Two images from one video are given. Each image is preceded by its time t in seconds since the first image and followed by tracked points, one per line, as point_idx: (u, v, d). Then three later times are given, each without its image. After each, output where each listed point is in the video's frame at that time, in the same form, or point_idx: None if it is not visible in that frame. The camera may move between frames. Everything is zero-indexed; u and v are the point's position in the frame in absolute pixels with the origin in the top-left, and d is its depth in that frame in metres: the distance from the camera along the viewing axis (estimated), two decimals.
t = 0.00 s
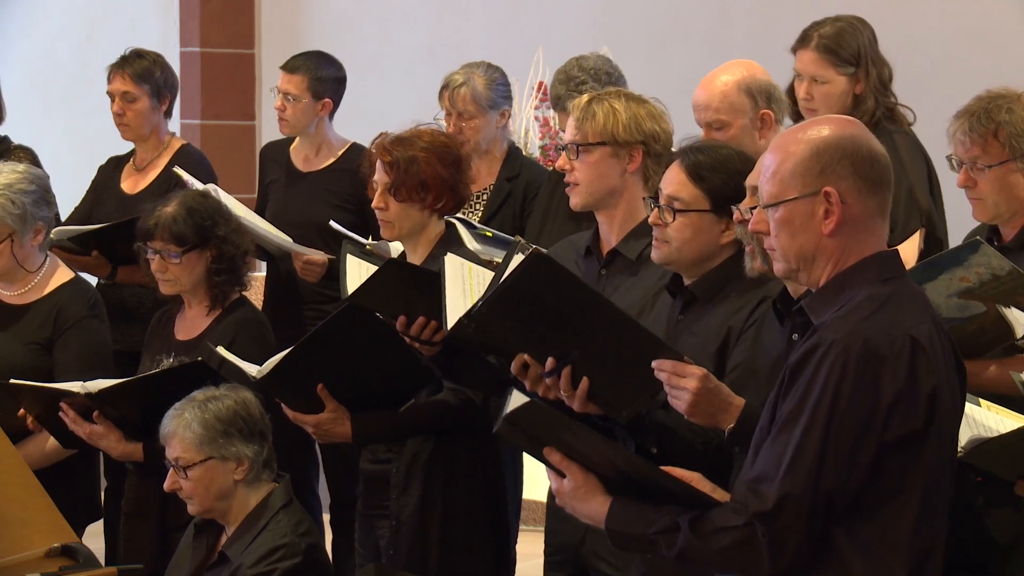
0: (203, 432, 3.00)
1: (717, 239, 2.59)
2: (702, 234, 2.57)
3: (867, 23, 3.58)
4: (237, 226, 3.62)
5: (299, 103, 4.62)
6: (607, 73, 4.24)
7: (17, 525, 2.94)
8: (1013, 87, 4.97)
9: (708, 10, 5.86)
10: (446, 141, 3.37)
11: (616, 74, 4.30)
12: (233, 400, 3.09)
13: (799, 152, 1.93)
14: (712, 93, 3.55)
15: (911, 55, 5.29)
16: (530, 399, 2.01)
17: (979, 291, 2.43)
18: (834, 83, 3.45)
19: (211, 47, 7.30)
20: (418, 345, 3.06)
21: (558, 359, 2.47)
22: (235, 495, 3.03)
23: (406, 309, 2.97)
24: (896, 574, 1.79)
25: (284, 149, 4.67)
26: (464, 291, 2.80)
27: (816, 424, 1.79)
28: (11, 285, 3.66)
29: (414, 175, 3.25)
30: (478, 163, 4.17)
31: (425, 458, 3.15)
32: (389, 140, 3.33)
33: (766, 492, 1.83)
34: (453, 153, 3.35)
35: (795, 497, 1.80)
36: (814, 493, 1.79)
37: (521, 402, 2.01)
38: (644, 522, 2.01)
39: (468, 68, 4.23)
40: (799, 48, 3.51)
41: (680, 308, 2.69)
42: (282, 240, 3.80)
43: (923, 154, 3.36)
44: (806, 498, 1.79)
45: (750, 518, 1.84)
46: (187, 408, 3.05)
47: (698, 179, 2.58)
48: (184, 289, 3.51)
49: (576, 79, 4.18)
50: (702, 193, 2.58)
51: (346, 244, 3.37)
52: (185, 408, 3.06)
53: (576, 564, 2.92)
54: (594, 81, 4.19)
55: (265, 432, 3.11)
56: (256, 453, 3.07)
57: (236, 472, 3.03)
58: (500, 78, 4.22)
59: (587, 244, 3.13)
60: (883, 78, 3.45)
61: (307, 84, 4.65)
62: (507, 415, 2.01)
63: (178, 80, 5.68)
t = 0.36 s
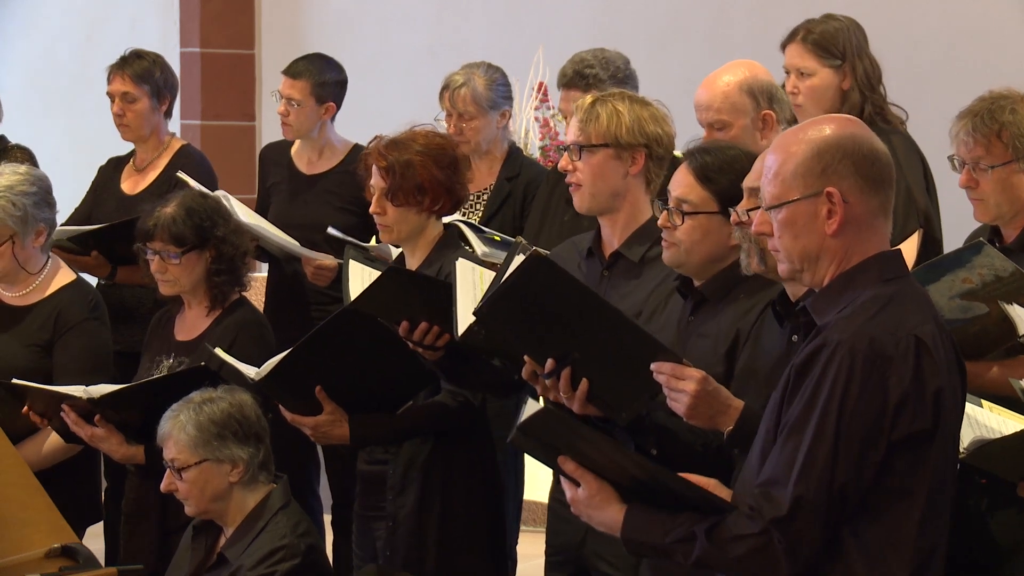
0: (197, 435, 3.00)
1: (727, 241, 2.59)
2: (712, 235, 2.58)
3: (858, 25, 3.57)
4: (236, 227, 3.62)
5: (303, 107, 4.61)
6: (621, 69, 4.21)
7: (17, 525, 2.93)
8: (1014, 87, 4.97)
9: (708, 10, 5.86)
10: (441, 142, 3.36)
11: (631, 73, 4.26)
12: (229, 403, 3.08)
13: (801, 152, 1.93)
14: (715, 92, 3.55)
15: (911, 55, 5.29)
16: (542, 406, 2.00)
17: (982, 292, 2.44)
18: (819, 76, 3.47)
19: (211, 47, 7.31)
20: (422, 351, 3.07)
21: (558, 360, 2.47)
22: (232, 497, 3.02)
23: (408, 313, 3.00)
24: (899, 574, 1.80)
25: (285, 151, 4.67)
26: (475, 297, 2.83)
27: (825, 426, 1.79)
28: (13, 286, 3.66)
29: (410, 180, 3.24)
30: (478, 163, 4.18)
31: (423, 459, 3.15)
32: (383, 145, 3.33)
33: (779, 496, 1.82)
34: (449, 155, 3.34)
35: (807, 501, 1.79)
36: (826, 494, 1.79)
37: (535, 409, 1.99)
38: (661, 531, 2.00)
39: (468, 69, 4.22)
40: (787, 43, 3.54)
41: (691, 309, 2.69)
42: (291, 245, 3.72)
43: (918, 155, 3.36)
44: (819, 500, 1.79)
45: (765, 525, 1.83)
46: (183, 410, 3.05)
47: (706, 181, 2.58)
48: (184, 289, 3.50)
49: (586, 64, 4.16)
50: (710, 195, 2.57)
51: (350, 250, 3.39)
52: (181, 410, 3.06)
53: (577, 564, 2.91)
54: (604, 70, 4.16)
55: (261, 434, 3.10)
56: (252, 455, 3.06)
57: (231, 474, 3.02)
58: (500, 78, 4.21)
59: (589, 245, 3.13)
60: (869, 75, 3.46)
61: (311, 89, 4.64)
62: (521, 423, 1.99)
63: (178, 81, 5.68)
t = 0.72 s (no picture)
0: (195, 436, 3.00)
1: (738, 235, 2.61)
2: (721, 228, 2.59)
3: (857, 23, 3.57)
4: (242, 229, 3.62)
5: (308, 111, 4.58)
6: (629, 69, 4.20)
7: (17, 525, 2.92)
8: (1014, 87, 4.97)
9: (708, 10, 5.87)
10: (439, 142, 3.36)
11: (639, 76, 4.25)
12: (228, 405, 3.08)
13: (802, 152, 1.93)
14: (713, 95, 3.56)
15: (911, 55, 5.29)
16: (543, 406, 1.99)
17: (978, 295, 2.43)
18: (817, 67, 3.47)
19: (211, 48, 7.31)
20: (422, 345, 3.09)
21: (559, 358, 2.48)
22: (230, 499, 3.02)
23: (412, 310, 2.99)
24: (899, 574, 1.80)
25: (287, 152, 4.67)
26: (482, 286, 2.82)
27: (824, 426, 1.79)
28: (12, 287, 3.66)
29: (406, 176, 3.24)
30: (479, 164, 4.19)
31: (423, 460, 3.15)
32: (382, 143, 3.32)
33: (778, 496, 1.82)
34: (445, 154, 3.34)
35: (806, 501, 1.79)
36: (827, 494, 1.79)
37: (535, 409, 1.99)
38: (660, 530, 2.00)
39: (469, 69, 4.22)
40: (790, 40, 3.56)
41: (700, 307, 2.68)
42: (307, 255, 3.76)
43: (920, 155, 3.36)
44: (820, 500, 1.79)
45: (766, 526, 1.83)
46: (182, 411, 3.05)
47: (719, 171, 2.60)
48: (188, 290, 3.50)
49: (595, 58, 4.16)
50: (722, 186, 2.59)
51: (353, 244, 3.42)
52: (180, 411, 3.06)
53: (578, 565, 2.92)
54: (611, 66, 4.15)
55: (260, 437, 3.09)
56: (250, 457, 3.05)
57: (229, 476, 3.02)
58: (502, 80, 4.21)
59: (592, 245, 3.13)
60: (869, 71, 3.45)
61: (316, 93, 4.60)
62: (521, 422, 1.99)
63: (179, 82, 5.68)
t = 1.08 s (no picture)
0: (196, 436, 3.00)
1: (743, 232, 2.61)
2: (726, 227, 2.59)
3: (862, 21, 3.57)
4: (246, 229, 3.62)
5: (313, 110, 4.60)
6: (629, 68, 4.19)
7: (17, 526, 2.92)
8: (1014, 87, 4.97)
9: (708, 10, 5.87)
10: (434, 142, 3.36)
11: (640, 76, 4.25)
12: (229, 405, 3.07)
13: (806, 154, 1.93)
14: (718, 94, 3.55)
15: (911, 55, 5.30)
16: (547, 414, 1.98)
17: (984, 292, 2.44)
18: (824, 67, 3.46)
19: (212, 48, 7.31)
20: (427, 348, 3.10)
21: (559, 361, 2.48)
22: (230, 500, 3.02)
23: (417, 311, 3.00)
24: None
25: (289, 152, 4.67)
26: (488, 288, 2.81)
27: (828, 430, 1.79)
28: (12, 286, 3.66)
29: (402, 176, 3.24)
30: (478, 163, 4.18)
31: (422, 458, 3.15)
32: (378, 143, 3.33)
33: (781, 500, 1.82)
34: (441, 153, 3.34)
35: (810, 505, 1.79)
36: (830, 498, 1.79)
37: (536, 415, 1.98)
38: (663, 535, 2.00)
39: (468, 69, 4.21)
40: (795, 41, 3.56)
41: (707, 306, 2.67)
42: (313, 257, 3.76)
43: (927, 148, 3.35)
44: (823, 503, 1.79)
45: (769, 531, 1.83)
46: (184, 411, 3.05)
47: (721, 169, 2.61)
48: (191, 290, 3.51)
49: (596, 58, 4.17)
50: (727, 184, 2.61)
51: (357, 247, 3.42)
52: (182, 411, 3.05)
53: (579, 566, 2.92)
54: (612, 65, 4.15)
55: (261, 438, 3.08)
56: (250, 458, 3.05)
57: (230, 476, 3.01)
58: (500, 80, 4.21)
59: (594, 246, 3.13)
60: (873, 66, 3.45)
61: (321, 93, 4.62)
62: (521, 430, 1.97)
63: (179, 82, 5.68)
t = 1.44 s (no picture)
0: (201, 436, 3.00)
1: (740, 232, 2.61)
2: (723, 227, 2.59)
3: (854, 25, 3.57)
4: (246, 229, 3.61)
5: (315, 110, 4.61)
6: (627, 68, 4.18)
7: (17, 526, 2.91)
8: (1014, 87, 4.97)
9: (708, 10, 5.87)
10: (433, 141, 3.35)
11: (638, 75, 4.24)
12: (233, 405, 3.07)
13: (805, 155, 1.93)
14: (714, 98, 3.56)
15: (911, 55, 5.29)
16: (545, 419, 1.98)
17: (990, 292, 2.44)
18: (826, 78, 3.45)
19: (211, 47, 7.30)
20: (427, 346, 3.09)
21: (561, 359, 2.48)
22: (233, 500, 3.02)
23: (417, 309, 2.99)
24: None
25: (290, 152, 4.66)
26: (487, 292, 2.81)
27: (832, 431, 1.78)
28: (11, 286, 3.65)
29: (400, 175, 3.24)
30: (475, 163, 4.17)
31: (423, 456, 3.14)
32: (377, 143, 3.32)
33: (784, 501, 1.82)
34: (440, 152, 3.33)
35: (813, 506, 1.79)
36: (834, 498, 1.78)
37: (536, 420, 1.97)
38: (666, 536, 1.99)
39: (466, 69, 4.20)
40: (787, 61, 3.53)
41: (708, 308, 2.65)
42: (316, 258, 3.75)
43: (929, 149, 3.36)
44: (827, 505, 1.79)
45: (772, 532, 1.82)
46: (186, 412, 3.05)
47: (717, 168, 2.61)
48: (190, 289, 3.50)
49: (593, 59, 4.16)
50: (722, 184, 2.60)
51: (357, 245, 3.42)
52: (185, 412, 3.05)
53: (580, 565, 2.92)
54: (609, 66, 4.15)
55: (265, 438, 3.08)
56: (254, 458, 3.05)
57: (234, 476, 3.01)
58: (498, 80, 4.19)
59: (594, 247, 3.13)
60: (868, 63, 3.45)
61: (324, 92, 4.63)
62: (522, 433, 1.97)
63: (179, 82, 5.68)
